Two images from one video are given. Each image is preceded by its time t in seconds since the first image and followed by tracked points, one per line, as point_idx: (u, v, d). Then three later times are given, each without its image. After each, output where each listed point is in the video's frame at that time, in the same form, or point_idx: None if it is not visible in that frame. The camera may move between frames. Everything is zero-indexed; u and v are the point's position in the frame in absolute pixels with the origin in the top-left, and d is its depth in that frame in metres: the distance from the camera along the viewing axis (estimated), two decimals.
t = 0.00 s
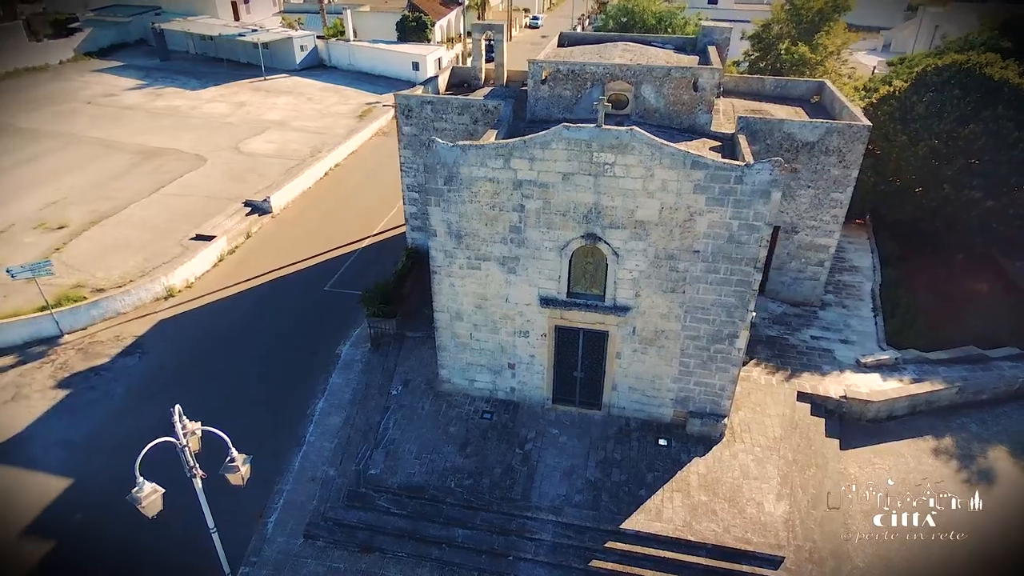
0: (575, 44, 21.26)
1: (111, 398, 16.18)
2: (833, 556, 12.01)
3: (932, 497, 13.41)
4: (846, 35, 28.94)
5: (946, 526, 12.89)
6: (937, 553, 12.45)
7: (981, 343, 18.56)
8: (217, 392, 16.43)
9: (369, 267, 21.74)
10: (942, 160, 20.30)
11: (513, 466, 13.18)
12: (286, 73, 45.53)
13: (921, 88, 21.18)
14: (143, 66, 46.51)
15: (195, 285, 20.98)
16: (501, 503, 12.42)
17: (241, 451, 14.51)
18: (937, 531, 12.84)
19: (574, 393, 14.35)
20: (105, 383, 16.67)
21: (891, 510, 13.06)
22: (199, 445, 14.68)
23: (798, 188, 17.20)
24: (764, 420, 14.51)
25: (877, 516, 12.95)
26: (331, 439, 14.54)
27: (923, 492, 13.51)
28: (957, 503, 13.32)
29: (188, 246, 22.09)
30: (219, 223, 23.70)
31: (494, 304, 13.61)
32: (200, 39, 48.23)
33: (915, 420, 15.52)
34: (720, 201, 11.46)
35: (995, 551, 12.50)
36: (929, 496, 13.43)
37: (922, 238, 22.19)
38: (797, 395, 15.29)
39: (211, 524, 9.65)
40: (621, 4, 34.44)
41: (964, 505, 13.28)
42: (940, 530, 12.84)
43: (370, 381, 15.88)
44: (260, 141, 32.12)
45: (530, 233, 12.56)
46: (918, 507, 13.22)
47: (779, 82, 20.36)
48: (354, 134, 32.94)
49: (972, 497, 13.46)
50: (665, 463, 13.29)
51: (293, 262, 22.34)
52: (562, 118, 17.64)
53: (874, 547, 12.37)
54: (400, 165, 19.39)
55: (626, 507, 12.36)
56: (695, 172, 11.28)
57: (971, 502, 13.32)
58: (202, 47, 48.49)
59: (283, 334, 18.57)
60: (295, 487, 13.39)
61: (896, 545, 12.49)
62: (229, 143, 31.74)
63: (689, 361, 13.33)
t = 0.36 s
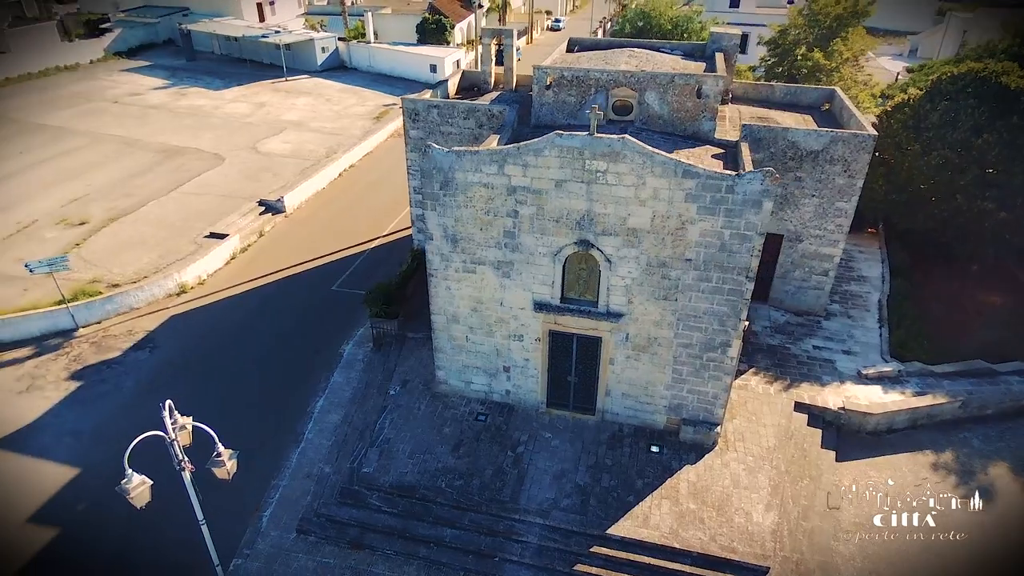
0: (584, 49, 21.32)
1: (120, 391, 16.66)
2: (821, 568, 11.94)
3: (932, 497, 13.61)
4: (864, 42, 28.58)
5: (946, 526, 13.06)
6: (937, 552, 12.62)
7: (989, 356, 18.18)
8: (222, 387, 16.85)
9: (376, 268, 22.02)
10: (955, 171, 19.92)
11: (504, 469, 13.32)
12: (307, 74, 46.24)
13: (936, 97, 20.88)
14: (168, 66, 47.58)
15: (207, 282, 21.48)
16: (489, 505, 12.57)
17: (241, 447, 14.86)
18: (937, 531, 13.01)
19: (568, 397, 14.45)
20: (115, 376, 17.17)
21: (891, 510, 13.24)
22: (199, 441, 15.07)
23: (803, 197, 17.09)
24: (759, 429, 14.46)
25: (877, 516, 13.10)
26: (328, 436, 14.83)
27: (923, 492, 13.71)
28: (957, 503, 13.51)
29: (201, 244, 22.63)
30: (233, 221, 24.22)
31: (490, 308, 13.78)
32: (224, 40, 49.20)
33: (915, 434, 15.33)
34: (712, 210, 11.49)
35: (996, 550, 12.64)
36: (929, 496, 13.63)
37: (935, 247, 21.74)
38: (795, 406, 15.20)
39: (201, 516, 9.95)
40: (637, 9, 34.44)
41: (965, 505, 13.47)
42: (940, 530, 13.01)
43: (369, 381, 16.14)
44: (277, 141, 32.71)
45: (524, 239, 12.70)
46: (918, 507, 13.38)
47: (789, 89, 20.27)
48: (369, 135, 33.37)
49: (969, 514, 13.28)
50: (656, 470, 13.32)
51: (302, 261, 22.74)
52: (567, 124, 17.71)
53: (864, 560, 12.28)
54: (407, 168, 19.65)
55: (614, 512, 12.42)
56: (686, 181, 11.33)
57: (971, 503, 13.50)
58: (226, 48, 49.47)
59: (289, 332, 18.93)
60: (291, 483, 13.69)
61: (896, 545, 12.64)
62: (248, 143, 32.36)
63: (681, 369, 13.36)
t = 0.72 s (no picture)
0: (594, 53, 21.38)
1: (131, 383, 17.19)
2: None
3: (932, 497, 13.80)
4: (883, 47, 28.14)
5: (946, 526, 13.21)
6: (936, 553, 12.75)
7: (999, 370, 17.81)
8: (228, 382, 17.27)
9: (385, 267, 22.33)
10: (969, 180, 19.55)
11: (496, 469, 13.48)
12: (329, 75, 46.92)
13: (952, 105, 20.51)
14: (195, 65, 48.67)
15: (220, 279, 21.98)
16: (479, 505, 12.75)
17: (243, 441, 15.23)
18: (937, 531, 13.17)
19: (563, 400, 14.56)
20: (127, 369, 17.70)
21: (891, 510, 13.44)
22: (199, 434, 15.47)
23: (808, 205, 16.97)
24: (754, 437, 14.42)
25: (877, 516, 13.28)
26: (327, 433, 15.14)
27: (923, 492, 13.90)
28: (957, 503, 13.68)
29: (216, 241, 23.18)
30: (248, 220, 24.77)
31: (486, 310, 13.95)
32: (249, 40, 50.12)
33: (915, 446, 15.14)
34: (704, 218, 11.52)
35: (996, 550, 12.75)
36: (929, 496, 13.82)
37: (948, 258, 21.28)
38: (793, 415, 15.11)
39: (193, 507, 10.28)
40: (655, 12, 34.32)
41: (964, 505, 13.64)
42: (941, 530, 13.16)
43: (370, 380, 16.42)
44: (295, 140, 33.29)
45: (519, 243, 12.86)
46: (918, 507, 13.59)
47: (800, 95, 20.11)
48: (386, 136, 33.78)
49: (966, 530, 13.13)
50: (647, 475, 13.38)
51: (313, 259, 23.13)
52: (571, 128, 17.79)
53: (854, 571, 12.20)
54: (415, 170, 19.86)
55: (602, 516, 12.52)
56: (678, 189, 11.38)
57: (970, 503, 13.67)
58: (251, 48, 50.44)
59: (296, 329, 19.31)
60: (289, 477, 14.02)
61: (896, 546, 12.79)
62: (267, 142, 32.99)
63: (675, 375, 13.39)
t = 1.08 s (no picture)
0: (604, 55, 21.43)
1: (141, 373, 17.70)
2: None
3: (931, 497, 13.94)
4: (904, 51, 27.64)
5: (946, 526, 13.34)
6: (936, 553, 12.87)
7: (1009, 383, 17.40)
8: (234, 375, 17.66)
9: (393, 266, 22.60)
10: (983, 188, 19.14)
11: (488, 468, 13.64)
12: (350, 74, 47.51)
13: (968, 111, 20.10)
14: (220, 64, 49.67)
15: (232, 274, 22.46)
16: (469, 502, 12.92)
17: (245, 433, 15.60)
18: (937, 531, 13.29)
19: (557, 401, 14.65)
20: (138, 360, 18.21)
21: (891, 510, 13.57)
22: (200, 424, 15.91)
23: (813, 211, 16.82)
24: (749, 444, 14.37)
25: (877, 516, 13.41)
26: (326, 427, 15.43)
27: (923, 493, 14.04)
28: (957, 503, 13.80)
29: (230, 237, 23.71)
30: (263, 216, 25.28)
31: (482, 310, 14.11)
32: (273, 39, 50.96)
33: (916, 457, 14.94)
34: (696, 223, 11.53)
35: (996, 550, 12.84)
36: (929, 496, 13.96)
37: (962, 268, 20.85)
38: (790, 423, 15.00)
39: (185, 495, 10.60)
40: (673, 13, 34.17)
41: (964, 505, 13.75)
42: (940, 530, 13.28)
43: (370, 376, 16.68)
44: (313, 139, 33.82)
45: (514, 244, 12.99)
46: (918, 507, 13.72)
47: (811, 99, 19.91)
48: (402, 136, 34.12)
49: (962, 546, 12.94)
50: (637, 478, 13.42)
51: (323, 256, 23.49)
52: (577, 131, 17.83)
53: None
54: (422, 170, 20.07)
55: (590, 517, 12.61)
56: (670, 194, 11.42)
57: (970, 503, 13.78)
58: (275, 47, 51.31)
59: (302, 325, 19.66)
60: (287, 469, 14.33)
61: (897, 545, 12.91)
62: (285, 140, 33.57)
63: (668, 379, 13.41)
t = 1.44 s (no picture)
0: (613, 59, 21.53)
1: (150, 365, 18.16)
2: None
3: (932, 497, 14.01)
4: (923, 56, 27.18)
5: (946, 527, 13.40)
6: (936, 553, 12.93)
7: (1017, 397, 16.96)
8: (239, 369, 18.04)
9: (400, 265, 22.86)
10: (997, 196, 18.73)
11: (480, 466, 13.80)
12: (369, 74, 48.08)
13: (983, 117, 19.66)
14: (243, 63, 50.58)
15: (244, 270, 22.91)
16: (459, 500, 13.09)
17: (247, 426, 15.95)
18: (937, 531, 13.35)
19: (552, 403, 14.76)
20: (147, 352, 18.68)
21: (891, 510, 13.62)
22: (203, 418, 16.30)
23: (816, 218, 16.70)
24: (742, 450, 14.33)
25: (877, 517, 13.45)
26: (324, 422, 15.70)
27: (923, 493, 14.10)
28: (957, 503, 13.90)
29: (243, 234, 24.21)
30: (275, 214, 25.75)
31: (478, 311, 14.27)
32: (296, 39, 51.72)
33: (914, 469, 14.76)
34: (687, 228, 11.57)
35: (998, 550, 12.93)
36: (929, 496, 14.03)
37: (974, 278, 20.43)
38: (787, 430, 14.92)
39: (179, 484, 10.90)
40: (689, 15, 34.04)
41: (964, 505, 13.84)
42: (940, 530, 13.34)
43: (371, 374, 16.93)
44: (329, 138, 34.32)
45: (508, 246, 13.13)
46: (918, 507, 13.77)
47: (821, 104, 19.78)
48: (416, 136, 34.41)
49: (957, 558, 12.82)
50: (628, 481, 13.48)
51: (333, 254, 23.85)
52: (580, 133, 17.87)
53: None
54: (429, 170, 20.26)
55: (578, 518, 12.70)
56: (662, 199, 11.46)
57: (971, 504, 13.87)
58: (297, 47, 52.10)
59: (309, 322, 20.00)
60: (285, 463, 14.63)
61: (897, 545, 12.96)
62: (302, 139, 34.11)
63: (660, 383, 13.45)
